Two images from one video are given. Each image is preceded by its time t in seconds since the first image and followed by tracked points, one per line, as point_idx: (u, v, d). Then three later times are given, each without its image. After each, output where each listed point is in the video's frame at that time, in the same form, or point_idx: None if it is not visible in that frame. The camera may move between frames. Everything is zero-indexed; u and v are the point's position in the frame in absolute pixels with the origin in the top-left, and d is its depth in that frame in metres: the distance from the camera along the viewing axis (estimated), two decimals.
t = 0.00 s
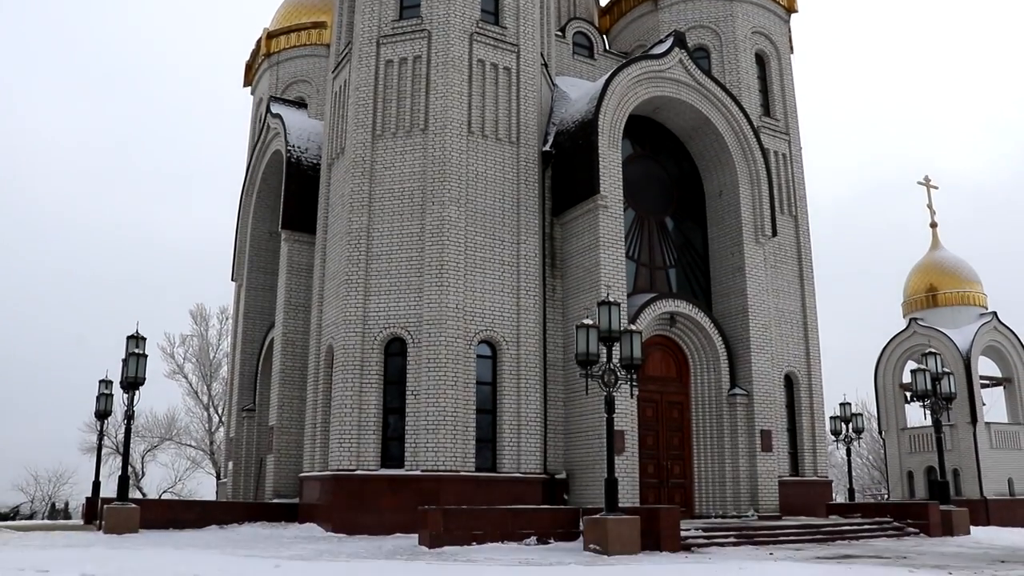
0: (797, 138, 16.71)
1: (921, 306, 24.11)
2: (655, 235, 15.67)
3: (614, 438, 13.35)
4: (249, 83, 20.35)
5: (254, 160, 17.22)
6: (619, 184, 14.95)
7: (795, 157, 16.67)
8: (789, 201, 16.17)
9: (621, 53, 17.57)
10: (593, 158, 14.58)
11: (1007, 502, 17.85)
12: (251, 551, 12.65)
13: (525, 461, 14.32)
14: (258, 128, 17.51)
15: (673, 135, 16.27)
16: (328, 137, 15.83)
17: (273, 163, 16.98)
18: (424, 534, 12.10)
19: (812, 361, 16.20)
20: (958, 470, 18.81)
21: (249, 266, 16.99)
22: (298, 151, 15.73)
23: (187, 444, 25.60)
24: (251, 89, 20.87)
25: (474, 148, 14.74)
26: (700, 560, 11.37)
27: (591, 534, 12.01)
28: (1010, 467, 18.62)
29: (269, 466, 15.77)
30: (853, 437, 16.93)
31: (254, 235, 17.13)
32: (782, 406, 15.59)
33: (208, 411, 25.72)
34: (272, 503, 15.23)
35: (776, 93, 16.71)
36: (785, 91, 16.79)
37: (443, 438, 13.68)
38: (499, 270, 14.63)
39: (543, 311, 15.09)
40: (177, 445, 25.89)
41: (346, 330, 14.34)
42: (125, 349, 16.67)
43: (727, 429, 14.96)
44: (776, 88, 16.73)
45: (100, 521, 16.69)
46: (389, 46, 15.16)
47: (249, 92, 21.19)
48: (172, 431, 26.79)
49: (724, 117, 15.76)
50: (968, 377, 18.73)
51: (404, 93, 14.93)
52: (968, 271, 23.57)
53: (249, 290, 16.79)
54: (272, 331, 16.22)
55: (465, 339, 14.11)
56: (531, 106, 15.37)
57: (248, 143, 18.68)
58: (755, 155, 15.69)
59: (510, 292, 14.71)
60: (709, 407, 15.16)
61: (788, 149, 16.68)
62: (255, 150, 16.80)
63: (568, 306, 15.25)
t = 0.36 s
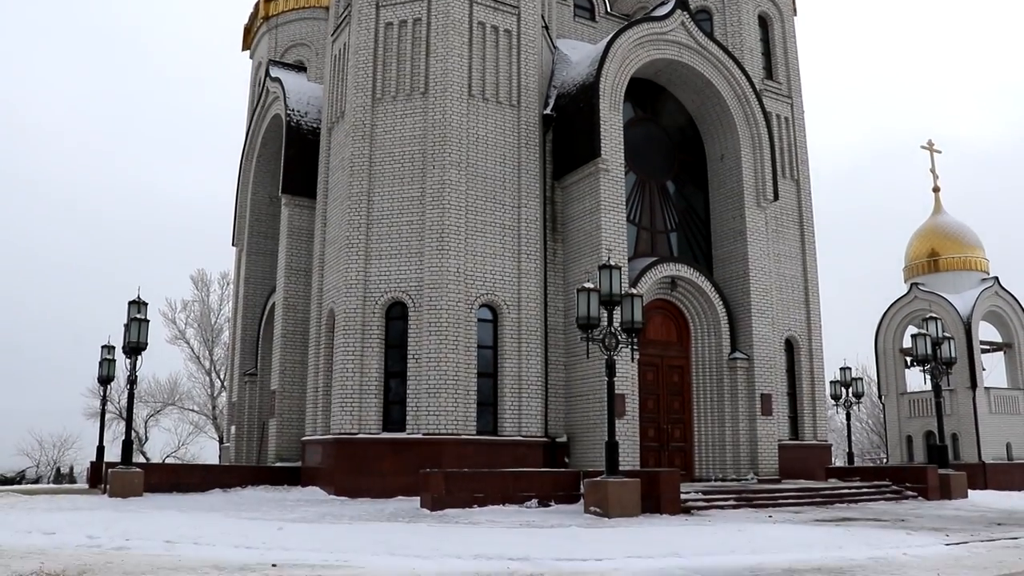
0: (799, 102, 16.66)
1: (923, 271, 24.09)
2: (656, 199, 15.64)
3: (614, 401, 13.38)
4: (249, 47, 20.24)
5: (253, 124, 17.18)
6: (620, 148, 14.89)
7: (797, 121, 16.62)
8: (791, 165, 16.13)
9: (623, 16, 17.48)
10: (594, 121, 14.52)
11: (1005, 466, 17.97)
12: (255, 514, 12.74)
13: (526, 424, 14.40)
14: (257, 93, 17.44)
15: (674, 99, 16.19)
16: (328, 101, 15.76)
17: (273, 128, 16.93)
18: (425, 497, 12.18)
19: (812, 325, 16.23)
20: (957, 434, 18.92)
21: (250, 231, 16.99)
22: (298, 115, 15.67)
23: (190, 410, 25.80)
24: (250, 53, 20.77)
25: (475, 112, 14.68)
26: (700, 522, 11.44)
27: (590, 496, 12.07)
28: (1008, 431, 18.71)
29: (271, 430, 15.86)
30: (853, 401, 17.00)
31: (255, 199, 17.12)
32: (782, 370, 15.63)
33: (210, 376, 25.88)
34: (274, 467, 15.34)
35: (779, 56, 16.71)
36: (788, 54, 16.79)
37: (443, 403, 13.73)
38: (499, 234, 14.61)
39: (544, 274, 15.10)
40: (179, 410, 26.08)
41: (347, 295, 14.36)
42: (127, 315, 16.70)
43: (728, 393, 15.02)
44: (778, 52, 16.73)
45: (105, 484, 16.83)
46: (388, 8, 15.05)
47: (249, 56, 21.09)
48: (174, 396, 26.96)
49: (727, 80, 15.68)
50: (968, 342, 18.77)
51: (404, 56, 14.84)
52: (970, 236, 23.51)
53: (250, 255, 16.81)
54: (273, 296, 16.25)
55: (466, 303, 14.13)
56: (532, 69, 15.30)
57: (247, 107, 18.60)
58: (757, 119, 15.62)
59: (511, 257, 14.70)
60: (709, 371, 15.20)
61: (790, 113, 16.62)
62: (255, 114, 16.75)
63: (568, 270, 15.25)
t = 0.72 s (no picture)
0: (803, 69, 16.60)
1: (926, 240, 24.05)
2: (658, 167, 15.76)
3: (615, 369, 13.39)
4: (249, 14, 20.15)
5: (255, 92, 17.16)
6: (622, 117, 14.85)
7: (800, 89, 16.56)
8: (794, 133, 16.09)
9: None
10: (596, 89, 14.46)
11: (1004, 435, 18.08)
12: (257, 480, 12.82)
13: (527, 393, 14.45)
14: (258, 60, 17.37)
15: (677, 66, 16.14)
16: (329, 68, 15.69)
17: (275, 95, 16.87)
18: (426, 464, 12.21)
19: (813, 294, 16.24)
20: (956, 404, 19.01)
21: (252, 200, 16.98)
22: (299, 82, 15.59)
23: (192, 378, 25.94)
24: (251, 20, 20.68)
25: (477, 79, 14.63)
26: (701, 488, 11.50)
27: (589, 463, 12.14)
28: (1007, 401, 18.79)
29: (273, 398, 15.94)
30: (853, 370, 17.06)
31: (257, 167, 17.09)
32: (783, 338, 15.66)
33: (212, 345, 26.00)
34: (276, 434, 15.42)
35: (783, 24, 16.70)
36: (792, 21, 16.78)
37: (444, 370, 13.78)
38: (502, 202, 14.60)
39: (546, 243, 15.10)
40: (182, 378, 26.23)
41: (349, 262, 14.37)
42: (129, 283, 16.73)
43: (729, 361, 15.05)
44: (783, 19, 16.72)
45: (109, 451, 16.96)
46: None
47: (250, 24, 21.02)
48: (177, 364, 27.10)
49: (730, 48, 15.60)
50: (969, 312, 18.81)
51: (406, 23, 14.75)
52: (974, 205, 23.44)
53: (252, 222, 16.80)
54: (275, 264, 16.27)
55: (468, 271, 14.15)
56: (534, 36, 15.23)
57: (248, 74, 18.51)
58: (760, 87, 15.56)
59: (513, 225, 14.71)
60: (710, 340, 15.23)
61: (793, 81, 16.57)
62: (256, 82, 16.69)
63: (570, 239, 15.25)
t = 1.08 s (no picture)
0: (806, 43, 16.53)
1: (927, 216, 24.03)
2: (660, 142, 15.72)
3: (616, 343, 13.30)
4: None
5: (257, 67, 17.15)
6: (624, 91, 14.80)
7: (803, 63, 16.49)
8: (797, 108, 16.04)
9: None
10: (598, 63, 14.57)
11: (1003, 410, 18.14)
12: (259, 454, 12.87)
13: (528, 369, 14.43)
14: (258, 34, 17.27)
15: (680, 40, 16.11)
16: (330, 42, 15.60)
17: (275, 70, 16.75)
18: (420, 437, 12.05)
19: (815, 269, 16.23)
20: (956, 379, 19.05)
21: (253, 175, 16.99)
22: (299, 56, 15.49)
23: (194, 353, 25.99)
24: None
25: (479, 54, 14.56)
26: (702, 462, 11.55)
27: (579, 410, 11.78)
28: (1007, 376, 18.87)
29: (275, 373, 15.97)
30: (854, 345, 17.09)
31: (257, 142, 17.03)
32: (784, 314, 15.67)
33: (213, 321, 26.03)
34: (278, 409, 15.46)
35: None
36: None
37: (444, 349, 13.84)
38: (503, 178, 14.57)
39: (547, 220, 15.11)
40: (183, 354, 26.29)
41: (351, 238, 14.36)
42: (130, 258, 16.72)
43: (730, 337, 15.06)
44: None
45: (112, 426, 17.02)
46: None
47: None
48: (178, 340, 27.14)
49: (733, 22, 15.52)
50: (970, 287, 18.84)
51: None
52: (975, 180, 23.42)
53: (253, 197, 16.77)
54: (276, 239, 16.26)
55: (470, 247, 14.14)
56: (535, 11, 15.18)
57: (248, 49, 18.43)
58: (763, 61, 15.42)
59: (515, 201, 14.69)
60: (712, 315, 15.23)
61: (796, 55, 16.50)
62: (256, 57, 16.60)
63: (572, 215, 15.25)
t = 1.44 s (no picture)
0: (808, 33, 16.47)
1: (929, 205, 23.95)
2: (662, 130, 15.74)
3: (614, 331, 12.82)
4: None
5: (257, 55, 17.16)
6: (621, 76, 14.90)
7: (806, 52, 16.43)
8: (800, 97, 15.94)
9: None
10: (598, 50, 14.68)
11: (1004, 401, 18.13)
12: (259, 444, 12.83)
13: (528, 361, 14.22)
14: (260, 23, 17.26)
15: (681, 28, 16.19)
16: (331, 30, 15.54)
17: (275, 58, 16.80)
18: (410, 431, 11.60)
19: (816, 259, 16.18)
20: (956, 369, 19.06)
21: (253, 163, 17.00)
22: (300, 44, 15.44)
23: (194, 343, 25.97)
24: None
25: (480, 42, 14.56)
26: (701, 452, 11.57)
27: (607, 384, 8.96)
28: (1008, 367, 18.94)
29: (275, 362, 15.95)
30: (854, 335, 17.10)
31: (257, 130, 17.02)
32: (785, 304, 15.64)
33: (214, 309, 26.01)
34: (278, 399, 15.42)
35: None
36: None
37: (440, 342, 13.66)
38: (504, 167, 14.53)
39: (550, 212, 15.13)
40: (184, 343, 26.27)
41: (353, 227, 14.31)
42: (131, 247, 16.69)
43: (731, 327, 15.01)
44: None
45: (113, 415, 16.99)
46: None
47: None
48: (178, 328, 27.14)
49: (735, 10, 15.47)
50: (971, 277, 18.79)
51: None
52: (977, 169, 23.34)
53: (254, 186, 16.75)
54: (277, 228, 16.23)
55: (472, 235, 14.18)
56: None
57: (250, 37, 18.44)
58: (764, 49, 15.38)
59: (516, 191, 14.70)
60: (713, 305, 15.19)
61: (799, 44, 16.44)
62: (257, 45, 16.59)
63: (573, 206, 15.21)
